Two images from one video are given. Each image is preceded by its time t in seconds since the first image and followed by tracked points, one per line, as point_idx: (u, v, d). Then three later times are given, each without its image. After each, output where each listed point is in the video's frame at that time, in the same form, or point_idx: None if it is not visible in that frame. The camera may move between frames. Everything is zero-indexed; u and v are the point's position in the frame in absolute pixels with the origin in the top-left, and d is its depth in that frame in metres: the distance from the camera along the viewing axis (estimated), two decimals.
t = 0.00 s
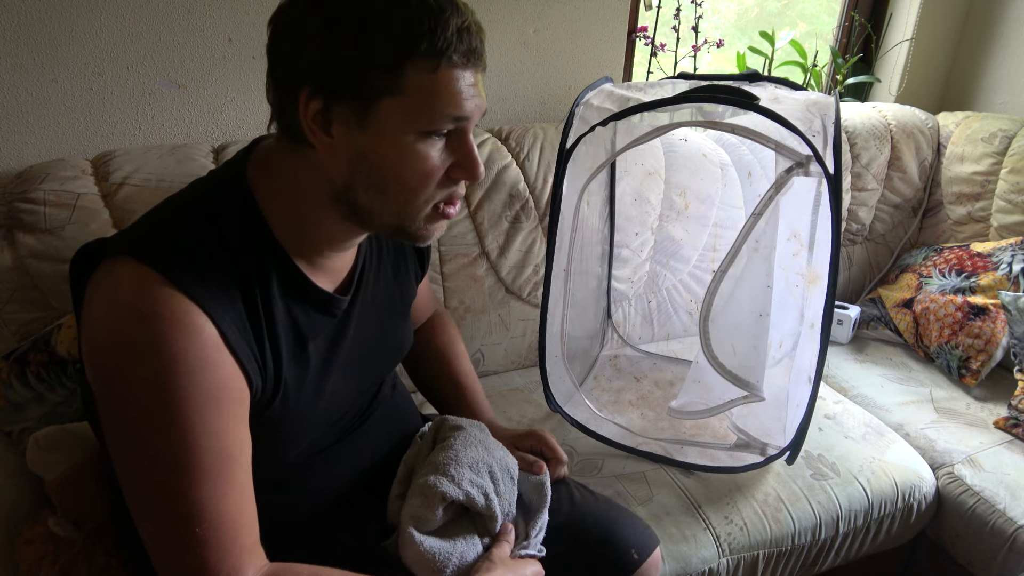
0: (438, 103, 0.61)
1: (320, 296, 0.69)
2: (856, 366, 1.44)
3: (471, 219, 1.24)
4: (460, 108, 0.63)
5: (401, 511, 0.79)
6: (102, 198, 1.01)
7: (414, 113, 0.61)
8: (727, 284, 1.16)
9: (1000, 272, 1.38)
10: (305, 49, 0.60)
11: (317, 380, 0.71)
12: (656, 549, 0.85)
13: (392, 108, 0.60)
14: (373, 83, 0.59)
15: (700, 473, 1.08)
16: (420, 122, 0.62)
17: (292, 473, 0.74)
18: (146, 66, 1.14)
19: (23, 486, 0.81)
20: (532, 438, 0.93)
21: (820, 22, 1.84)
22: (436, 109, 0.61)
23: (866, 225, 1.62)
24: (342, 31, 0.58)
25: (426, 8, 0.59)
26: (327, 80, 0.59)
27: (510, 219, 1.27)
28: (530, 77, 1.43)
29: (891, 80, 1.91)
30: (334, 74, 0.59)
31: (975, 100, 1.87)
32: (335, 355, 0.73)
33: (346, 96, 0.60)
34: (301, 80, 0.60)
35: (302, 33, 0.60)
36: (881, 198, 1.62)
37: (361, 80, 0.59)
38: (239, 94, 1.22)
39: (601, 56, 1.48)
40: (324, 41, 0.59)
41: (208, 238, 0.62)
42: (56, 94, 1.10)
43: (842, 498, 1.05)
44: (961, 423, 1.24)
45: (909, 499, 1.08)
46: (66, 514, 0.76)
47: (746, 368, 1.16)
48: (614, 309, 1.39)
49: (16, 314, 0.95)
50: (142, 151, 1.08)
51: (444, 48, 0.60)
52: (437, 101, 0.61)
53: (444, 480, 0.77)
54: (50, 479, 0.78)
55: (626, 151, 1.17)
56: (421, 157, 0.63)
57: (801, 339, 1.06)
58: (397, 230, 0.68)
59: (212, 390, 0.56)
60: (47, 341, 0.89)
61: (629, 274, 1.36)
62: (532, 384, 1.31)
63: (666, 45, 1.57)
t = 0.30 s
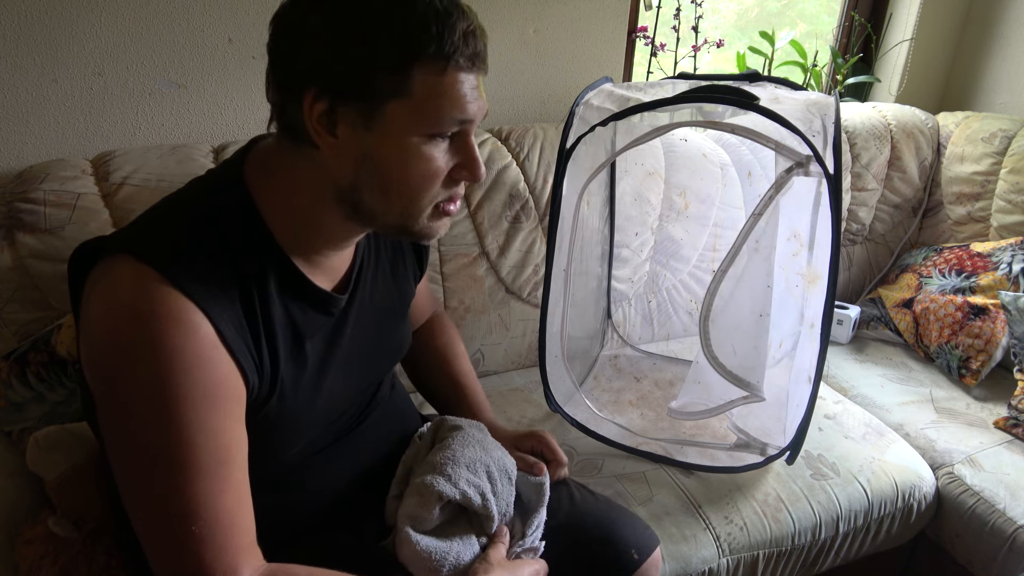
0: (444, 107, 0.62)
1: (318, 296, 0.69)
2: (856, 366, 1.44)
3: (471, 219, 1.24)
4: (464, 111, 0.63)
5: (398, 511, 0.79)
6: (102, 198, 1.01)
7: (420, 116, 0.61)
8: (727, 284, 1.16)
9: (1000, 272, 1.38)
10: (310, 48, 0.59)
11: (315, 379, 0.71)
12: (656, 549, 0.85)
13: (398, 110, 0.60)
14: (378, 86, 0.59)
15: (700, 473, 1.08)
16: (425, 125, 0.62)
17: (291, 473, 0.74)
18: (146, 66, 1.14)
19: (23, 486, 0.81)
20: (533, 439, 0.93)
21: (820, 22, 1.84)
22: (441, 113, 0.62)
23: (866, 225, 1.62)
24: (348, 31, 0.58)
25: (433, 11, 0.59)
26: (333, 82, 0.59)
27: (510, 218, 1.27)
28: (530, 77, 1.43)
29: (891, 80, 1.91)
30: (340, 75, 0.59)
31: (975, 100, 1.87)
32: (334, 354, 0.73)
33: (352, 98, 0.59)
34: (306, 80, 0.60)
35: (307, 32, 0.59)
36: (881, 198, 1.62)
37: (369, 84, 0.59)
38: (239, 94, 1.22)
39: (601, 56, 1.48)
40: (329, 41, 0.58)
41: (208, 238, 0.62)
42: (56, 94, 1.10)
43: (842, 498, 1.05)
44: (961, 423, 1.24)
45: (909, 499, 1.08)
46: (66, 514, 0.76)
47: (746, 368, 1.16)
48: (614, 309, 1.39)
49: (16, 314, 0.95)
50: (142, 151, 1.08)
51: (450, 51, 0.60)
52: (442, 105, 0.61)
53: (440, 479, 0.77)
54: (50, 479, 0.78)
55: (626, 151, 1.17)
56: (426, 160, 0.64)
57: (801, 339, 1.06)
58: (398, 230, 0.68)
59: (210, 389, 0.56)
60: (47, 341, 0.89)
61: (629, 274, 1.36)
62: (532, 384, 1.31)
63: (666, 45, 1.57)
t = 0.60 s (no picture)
0: (477, 125, 0.66)
1: (317, 296, 0.69)
2: (856, 366, 1.44)
3: (471, 219, 1.24)
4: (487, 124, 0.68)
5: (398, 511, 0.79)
6: (102, 198, 1.01)
7: (457, 134, 0.65)
8: (727, 285, 1.15)
9: (1000, 272, 1.38)
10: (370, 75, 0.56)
11: (315, 378, 0.71)
12: (655, 549, 0.85)
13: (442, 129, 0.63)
14: (436, 112, 0.61)
15: (700, 473, 1.08)
16: (463, 140, 0.67)
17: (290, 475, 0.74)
18: (146, 66, 1.14)
19: (23, 486, 0.81)
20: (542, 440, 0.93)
21: (820, 22, 1.84)
22: (474, 130, 0.67)
23: (866, 225, 1.62)
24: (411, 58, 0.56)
25: (477, 33, 0.61)
26: (396, 110, 0.59)
27: (510, 219, 1.27)
28: (530, 77, 1.43)
29: (891, 80, 1.91)
30: (403, 104, 0.58)
31: (975, 100, 1.87)
32: (333, 354, 0.73)
33: (410, 122, 0.60)
34: (363, 106, 0.58)
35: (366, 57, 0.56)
36: (881, 198, 1.62)
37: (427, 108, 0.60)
38: (239, 94, 1.22)
39: (601, 56, 1.48)
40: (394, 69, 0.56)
41: (208, 238, 0.62)
42: (56, 94, 1.10)
43: (842, 498, 1.05)
44: (961, 423, 1.25)
45: (909, 499, 1.08)
46: (66, 514, 0.77)
47: (746, 368, 1.15)
48: (614, 309, 1.39)
49: (16, 315, 0.95)
50: (142, 151, 1.08)
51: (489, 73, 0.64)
52: (476, 123, 0.66)
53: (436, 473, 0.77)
54: (49, 479, 0.78)
55: (626, 151, 1.17)
56: (454, 171, 0.68)
57: (801, 339, 1.06)
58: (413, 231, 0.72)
59: (209, 391, 0.56)
60: (47, 341, 0.89)
61: (629, 274, 1.36)
62: (532, 384, 1.31)
63: (666, 45, 1.58)
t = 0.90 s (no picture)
0: (483, 122, 0.67)
1: (315, 294, 0.69)
2: (856, 366, 1.44)
3: (471, 219, 1.24)
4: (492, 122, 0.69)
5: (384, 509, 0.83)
6: (102, 198, 1.01)
7: (466, 133, 0.65)
8: (727, 284, 1.15)
9: (1000, 272, 1.38)
10: (386, 76, 0.56)
11: (313, 376, 0.71)
12: (655, 548, 0.85)
13: (450, 128, 0.64)
14: (446, 112, 0.62)
15: (700, 473, 1.08)
16: (469, 140, 0.67)
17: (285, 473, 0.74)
18: (146, 66, 1.14)
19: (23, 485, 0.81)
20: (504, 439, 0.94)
21: (820, 22, 1.84)
22: (480, 128, 0.67)
23: (866, 225, 1.62)
24: (427, 60, 0.57)
25: (484, 32, 0.61)
26: (411, 111, 0.59)
27: (510, 219, 1.27)
28: (530, 77, 1.43)
29: (891, 80, 1.91)
30: (417, 104, 0.59)
31: (975, 100, 1.87)
32: (330, 353, 0.73)
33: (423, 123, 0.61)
34: (376, 106, 0.58)
35: (382, 59, 0.56)
36: (881, 199, 1.62)
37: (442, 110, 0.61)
38: (239, 94, 1.22)
39: (601, 56, 1.48)
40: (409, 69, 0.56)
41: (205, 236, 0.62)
42: (56, 94, 1.10)
43: (842, 498, 1.05)
44: (961, 423, 1.24)
45: (909, 499, 1.08)
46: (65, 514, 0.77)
47: (747, 368, 1.15)
48: (614, 309, 1.39)
49: (16, 315, 0.95)
50: (141, 151, 1.08)
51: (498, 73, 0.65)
52: (482, 120, 0.66)
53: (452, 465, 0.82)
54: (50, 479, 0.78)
55: (626, 151, 1.17)
56: (459, 169, 0.69)
57: (801, 339, 1.06)
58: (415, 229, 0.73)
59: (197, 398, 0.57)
60: (47, 341, 0.87)
61: (629, 274, 1.36)
62: (532, 384, 1.31)
63: (666, 45, 1.58)
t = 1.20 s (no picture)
0: (446, 100, 0.62)
1: (298, 281, 0.70)
2: (856, 366, 1.44)
3: (471, 219, 1.24)
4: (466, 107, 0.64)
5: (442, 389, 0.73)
6: (102, 198, 1.01)
7: (421, 107, 0.61)
8: (727, 284, 1.15)
9: (1000, 272, 1.38)
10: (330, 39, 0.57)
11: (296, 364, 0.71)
12: (655, 548, 0.85)
13: (401, 101, 0.60)
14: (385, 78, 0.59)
15: (700, 473, 1.08)
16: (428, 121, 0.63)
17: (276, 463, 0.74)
18: (146, 66, 1.14)
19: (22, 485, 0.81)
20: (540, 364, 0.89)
21: (820, 22, 1.84)
22: (443, 106, 0.62)
23: (866, 225, 1.62)
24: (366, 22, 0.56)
25: (445, 9, 0.59)
26: (351, 74, 0.58)
27: (510, 219, 1.27)
28: (530, 77, 1.43)
29: (891, 80, 1.91)
30: (357, 65, 0.58)
31: (975, 100, 1.87)
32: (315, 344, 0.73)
33: (368, 91, 0.59)
34: (318, 61, 0.58)
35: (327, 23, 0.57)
36: (881, 198, 1.62)
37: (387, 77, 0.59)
38: (239, 94, 1.22)
39: (601, 56, 1.48)
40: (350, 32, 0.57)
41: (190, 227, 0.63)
42: (56, 94, 1.10)
43: (842, 498, 1.05)
44: (961, 423, 1.24)
45: (909, 499, 1.08)
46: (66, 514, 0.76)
47: (747, 368, 1.15)
48: (614, 308, 1.39)
49: (16, 314, 0.94)
50: (141, 151, 1.08)
51: (465, 52, 0.62)
52: (445, 99, 0.62)
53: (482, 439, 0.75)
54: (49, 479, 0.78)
55: (626, 151, 1.17)
56: (421, 151, 0.64)
57: (801, 339, 1.06)
58: (382, 215, 0.69)
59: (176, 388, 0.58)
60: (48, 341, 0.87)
61: (629, 274, 1.36)
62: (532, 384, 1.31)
63: (666, 45, 1.58)
